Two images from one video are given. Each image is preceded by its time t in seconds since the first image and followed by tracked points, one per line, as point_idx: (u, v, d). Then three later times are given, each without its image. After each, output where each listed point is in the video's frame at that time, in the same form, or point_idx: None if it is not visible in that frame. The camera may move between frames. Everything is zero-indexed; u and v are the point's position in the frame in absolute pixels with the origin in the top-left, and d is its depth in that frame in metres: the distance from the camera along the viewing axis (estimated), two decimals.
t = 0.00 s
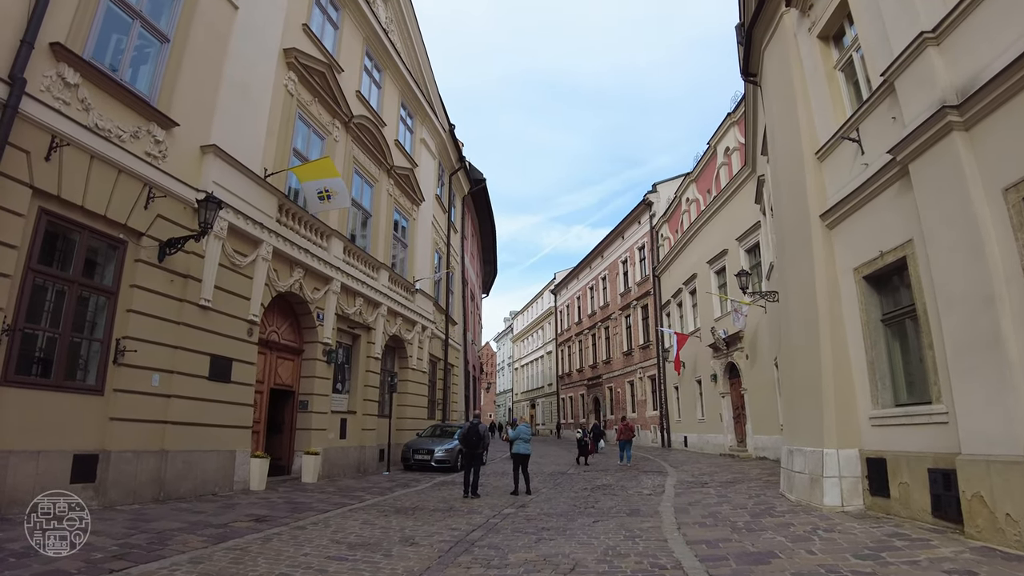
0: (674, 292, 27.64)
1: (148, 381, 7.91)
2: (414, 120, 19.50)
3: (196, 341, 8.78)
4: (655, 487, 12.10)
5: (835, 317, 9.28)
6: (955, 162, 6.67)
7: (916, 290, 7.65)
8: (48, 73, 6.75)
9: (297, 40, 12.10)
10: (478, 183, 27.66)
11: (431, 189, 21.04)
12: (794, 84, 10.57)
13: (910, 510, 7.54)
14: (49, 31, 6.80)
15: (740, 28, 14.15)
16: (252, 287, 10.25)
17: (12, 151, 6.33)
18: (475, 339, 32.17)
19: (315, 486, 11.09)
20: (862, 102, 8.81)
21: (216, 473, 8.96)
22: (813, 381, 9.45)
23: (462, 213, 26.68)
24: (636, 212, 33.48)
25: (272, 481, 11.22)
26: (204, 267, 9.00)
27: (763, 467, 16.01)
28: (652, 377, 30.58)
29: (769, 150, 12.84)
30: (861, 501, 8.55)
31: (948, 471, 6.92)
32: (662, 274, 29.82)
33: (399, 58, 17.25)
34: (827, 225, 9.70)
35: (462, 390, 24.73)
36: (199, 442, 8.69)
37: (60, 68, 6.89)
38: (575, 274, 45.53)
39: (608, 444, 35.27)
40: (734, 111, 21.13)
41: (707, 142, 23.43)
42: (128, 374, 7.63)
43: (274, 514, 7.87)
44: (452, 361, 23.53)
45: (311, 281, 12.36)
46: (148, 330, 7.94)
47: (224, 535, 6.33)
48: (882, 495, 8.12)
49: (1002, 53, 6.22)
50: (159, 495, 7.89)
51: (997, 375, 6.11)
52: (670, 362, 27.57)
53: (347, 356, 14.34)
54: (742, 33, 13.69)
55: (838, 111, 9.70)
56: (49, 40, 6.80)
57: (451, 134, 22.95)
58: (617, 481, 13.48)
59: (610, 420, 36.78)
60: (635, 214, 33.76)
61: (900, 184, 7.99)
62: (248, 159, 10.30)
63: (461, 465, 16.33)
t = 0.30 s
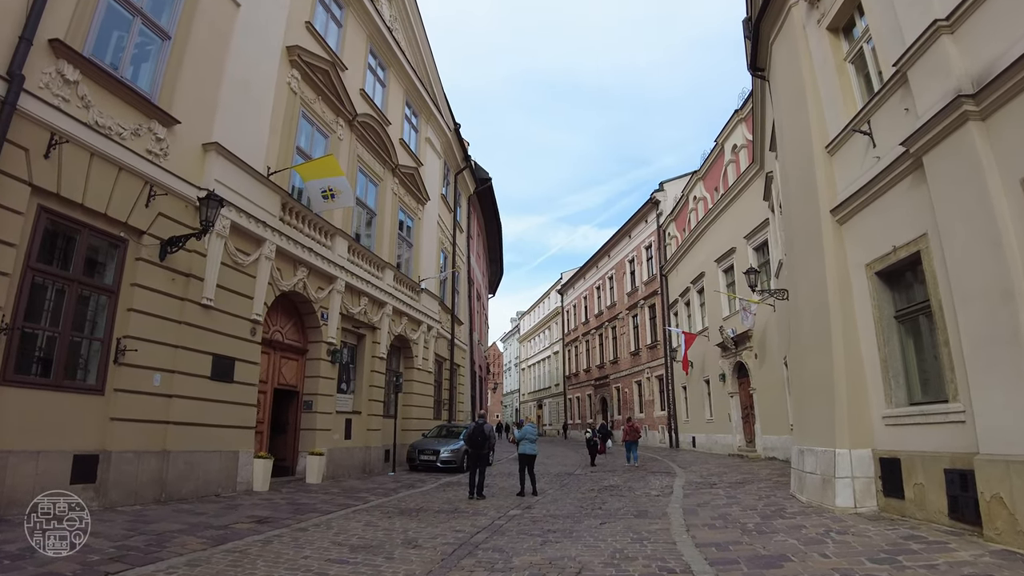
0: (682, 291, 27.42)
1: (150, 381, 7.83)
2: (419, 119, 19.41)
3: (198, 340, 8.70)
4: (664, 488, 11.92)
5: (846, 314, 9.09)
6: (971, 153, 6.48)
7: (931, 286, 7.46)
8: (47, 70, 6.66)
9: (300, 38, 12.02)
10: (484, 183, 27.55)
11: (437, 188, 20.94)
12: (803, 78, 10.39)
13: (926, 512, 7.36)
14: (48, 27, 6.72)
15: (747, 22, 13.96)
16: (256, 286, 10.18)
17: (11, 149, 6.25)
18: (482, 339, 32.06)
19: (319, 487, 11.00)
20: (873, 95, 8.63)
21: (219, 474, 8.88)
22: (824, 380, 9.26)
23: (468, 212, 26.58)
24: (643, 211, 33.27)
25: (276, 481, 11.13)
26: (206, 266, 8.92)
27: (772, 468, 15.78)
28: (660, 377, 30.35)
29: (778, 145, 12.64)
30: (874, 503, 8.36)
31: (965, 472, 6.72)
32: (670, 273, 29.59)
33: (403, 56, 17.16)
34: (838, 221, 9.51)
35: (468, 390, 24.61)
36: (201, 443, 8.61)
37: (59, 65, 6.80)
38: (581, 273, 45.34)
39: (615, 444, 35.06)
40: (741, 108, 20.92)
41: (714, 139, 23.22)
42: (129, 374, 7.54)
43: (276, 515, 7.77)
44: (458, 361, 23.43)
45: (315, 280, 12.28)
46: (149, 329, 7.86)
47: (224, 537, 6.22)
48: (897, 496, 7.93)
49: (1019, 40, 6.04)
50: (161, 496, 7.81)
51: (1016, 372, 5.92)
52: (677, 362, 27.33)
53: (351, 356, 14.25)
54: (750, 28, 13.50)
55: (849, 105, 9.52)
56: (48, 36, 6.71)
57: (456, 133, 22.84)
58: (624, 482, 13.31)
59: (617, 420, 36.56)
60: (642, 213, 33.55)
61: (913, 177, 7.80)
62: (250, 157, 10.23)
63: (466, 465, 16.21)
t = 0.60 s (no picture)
0: (691, 293, 27.16)
1: (152, 385, 7.75)
2: (425, 121, 19.34)
3: (202, 344, 8.61)
4: (674, 493, 11.72)
5: (861, 314, 8.85)
6: (991, 148, 6.27)
7: (949, 285, 7.23)
8: (47, 72, 6.61)
9: (305, 40, 11.96)
10: (491, 185, 27.45)
11: (444, 190, 20.85)
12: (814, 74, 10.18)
13: (947, 519, 7.11)
14: (49, 29, 6.66)
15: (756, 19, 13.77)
16: (260, 289, 10.10)
17: (11, 151, 6.19)
18: (490, 343, 31.92)
19: (325, 493, 10.89)
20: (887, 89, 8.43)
21: (223, 479, 8.78)
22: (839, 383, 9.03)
23: (475, 215, 26.48)
24: (652, 213, 33.03)
25: (281, 487, 11.03)
26: (210, 269, 8.85)
27: (785, 472, 15.51)
28: (670, 380, 30.06)
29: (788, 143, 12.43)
30: (891, 510, 8.12)
31: (987, 478, 6.49)
32: (679, 275, 29.33)
33: (409, 58, 17.09)
34: (851, 220, 9.29)
35: (476, 394, 24.46)
36: (204, 448, 8.51)
37: (60, 67, 6.75)
38: (590, 276, 45.13)
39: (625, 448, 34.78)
40: (750, 108, 20.70)
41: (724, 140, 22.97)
42: (131, 379, 7.46)
43: (280, 522, 7.65)
44: (466, 365, 23.30)
45: (320, 284, 12.20)
46: (151, 333, 7.78)
47: (225, 544, 6.11)
48: (915, 502, 7.69)
49: None
50: (163, 502, 7.72)
51: None
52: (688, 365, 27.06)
53: (358, 359, 14.16)
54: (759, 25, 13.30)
55: (862, 101, 9.31)
56: (48, 38, 6.65)
57: (463, 135, 22.76)
58: (634, 487, 13.11)
59: (627, 424, 36.28)
60: (651, 215, 33.31)
61: (931, 174, 7.58)
62: (254, 159, 10.16)
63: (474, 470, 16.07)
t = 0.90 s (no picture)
0: (704, 297, 26.86)
1: (158, 392, 7.70)
2: (434, 125, 19.30)
3: (208, 350, 8.55)
4: (688, 500, 11.47)
5: (879, 316, 8.61)
6: (1014, 141, 6.05)
7: (971, 285, 7.00)
8: (52, 78, 6.60)
9: (312, 44, 11.96)
10: (501, 190, 27.37)
11: (453, 194, 20.78)
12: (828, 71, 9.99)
13: (973, 528, 6.85)
14: (53, 34, 6.66)
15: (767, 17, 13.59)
16: (268, 295, 10.05)
17: (16, 157, 6.17)
18: (501, 348, 31.77)
19: (334, 500, 10.79)
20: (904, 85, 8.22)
21: (230, 486, 8.70)
22: (857, 386, 8.78)
23: (486, 219, 26.41)
24: (664, 216, 32.77)
25: (290, 493, 10.95)
26: (216, 274, 8.81)
27: (802, 478, 15.18)
28: (683, 385, 29.72)
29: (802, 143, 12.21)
30: (914, 518, 7.84)
31: (1015, 485, 6.24)
32: (692, 278, 29.03)
33: (417, 62, 17.07)
34: (868, 219, 9.05)
35: (488, 399, 24.31)
36: (211, 455, 8.44)
37: (64, 72, 6.74)
38: (601, 280, 44.88)
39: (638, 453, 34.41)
40: (762, 108, 20.45)
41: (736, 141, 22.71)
42: (136, 385, 7.41)
43: (286, 530, 7.54)
44: (477, 370, 23.16)
45: (329, 289, 12.14)
46: (157, 339, 7.73)
47: (230, 554, 6.01)
48: (938, 510, 7.43)
49: None
50: (169, 510, 7.65)
51: None
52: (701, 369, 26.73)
53: (367, 365, 14.07)
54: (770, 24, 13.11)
55: (878, 97, 9.10)
56: (53, 44, 6.65)
57: (473, 139, 22.70)
58: (647, 494, 12.88)
59: (639, 429, 35.94)
60: (662, 218, 33.05)
61: (952, 170, 7.35)
62: (262, 164, 10.13)
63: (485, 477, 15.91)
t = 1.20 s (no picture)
0: (719, 299, 26.54)
1: (167, 395, 7.66)
2: (445, 128, 19.27)
3: (217, 353, 8.52)
4: (704, 505, 11.25)
5: (900, 314, 8.36)
6: None
7: (996, 281, 6.77)
8: (60, 81, 6.61)
9: (321, 47, 11.95)
10: (513, 193, 27.29)
11: (464, 197, 20.72)
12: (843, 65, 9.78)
13: (1001, 534, 6.59)
14: (61, 38, 6.67)
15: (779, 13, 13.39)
16: (278, 298, 10.01)
17: (23, 160, 6.17)
18: (513, 351, 31.62)
19: (345, 505, 10.71)
20: (923, 77, 8.01)
21: (240, 491, 8.64)
22: (878, 387, 8.53)
23: (497, 222, 26.34)
24: (677, 217, 32.49)
25: (301, 498, 10.88)
26: (226, 277, 8.78)
27: (820, 482, 14.87)
28: (698, 388, 29.37)
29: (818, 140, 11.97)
30: (939, 523, 7.58)
31: None
32: (706, 280, 28.72)
33: (427, 65, 17.04)
34: (888, 216, 8.81)
35: (500, 403, 24.18)
36: (220, 459, 8.39)
37: (72, 75, 6.74)
38: (614, 283, 44.62)
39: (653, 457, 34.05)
40: (775, 107, 20.20)
41: (749, 140, 22.44)
42: (145, 388, 7.37)
43: (295, 535, 7.46)
44: (490, 374, 23.04)
45: (339, 292, 12.09)
46: (166, 342, 7.70)
47: (237, 559, 5.93)
48: (964, 515, 7.17)
49: None
50: (178, 514, 7.59)
51: None
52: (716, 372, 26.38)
53: (379, 368, 14.00)
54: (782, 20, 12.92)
55: (895, 90, 8.87)
56: (60, 47, 6.66)
57: (484, 142, 22.64)
58: (662, 499, 12.65)
59: (654, 433, 35.57)
60: (675, 219, 32.77)
61: (975, 163, 7.12)
62: (271, 167, 10.11)
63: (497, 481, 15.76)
